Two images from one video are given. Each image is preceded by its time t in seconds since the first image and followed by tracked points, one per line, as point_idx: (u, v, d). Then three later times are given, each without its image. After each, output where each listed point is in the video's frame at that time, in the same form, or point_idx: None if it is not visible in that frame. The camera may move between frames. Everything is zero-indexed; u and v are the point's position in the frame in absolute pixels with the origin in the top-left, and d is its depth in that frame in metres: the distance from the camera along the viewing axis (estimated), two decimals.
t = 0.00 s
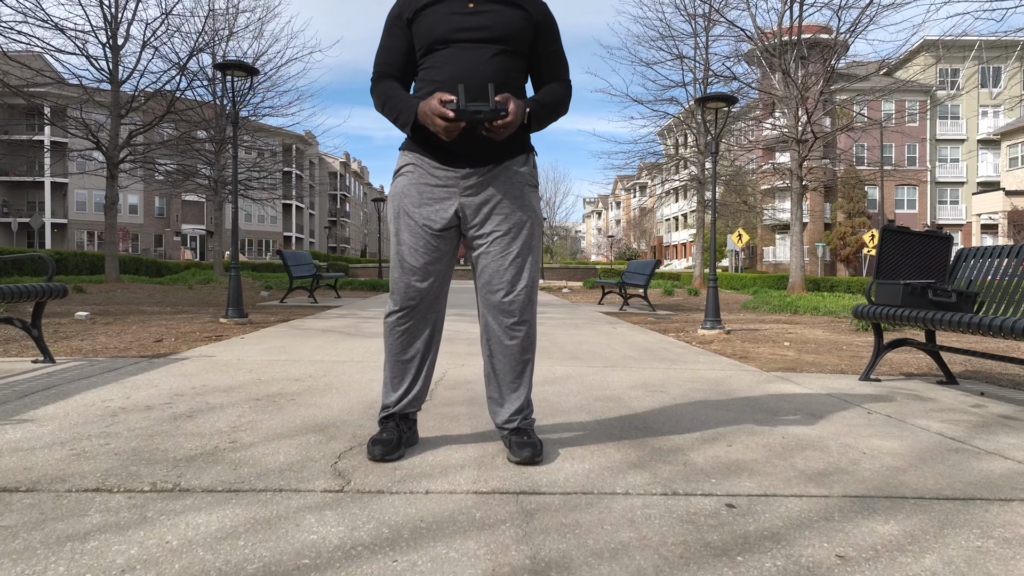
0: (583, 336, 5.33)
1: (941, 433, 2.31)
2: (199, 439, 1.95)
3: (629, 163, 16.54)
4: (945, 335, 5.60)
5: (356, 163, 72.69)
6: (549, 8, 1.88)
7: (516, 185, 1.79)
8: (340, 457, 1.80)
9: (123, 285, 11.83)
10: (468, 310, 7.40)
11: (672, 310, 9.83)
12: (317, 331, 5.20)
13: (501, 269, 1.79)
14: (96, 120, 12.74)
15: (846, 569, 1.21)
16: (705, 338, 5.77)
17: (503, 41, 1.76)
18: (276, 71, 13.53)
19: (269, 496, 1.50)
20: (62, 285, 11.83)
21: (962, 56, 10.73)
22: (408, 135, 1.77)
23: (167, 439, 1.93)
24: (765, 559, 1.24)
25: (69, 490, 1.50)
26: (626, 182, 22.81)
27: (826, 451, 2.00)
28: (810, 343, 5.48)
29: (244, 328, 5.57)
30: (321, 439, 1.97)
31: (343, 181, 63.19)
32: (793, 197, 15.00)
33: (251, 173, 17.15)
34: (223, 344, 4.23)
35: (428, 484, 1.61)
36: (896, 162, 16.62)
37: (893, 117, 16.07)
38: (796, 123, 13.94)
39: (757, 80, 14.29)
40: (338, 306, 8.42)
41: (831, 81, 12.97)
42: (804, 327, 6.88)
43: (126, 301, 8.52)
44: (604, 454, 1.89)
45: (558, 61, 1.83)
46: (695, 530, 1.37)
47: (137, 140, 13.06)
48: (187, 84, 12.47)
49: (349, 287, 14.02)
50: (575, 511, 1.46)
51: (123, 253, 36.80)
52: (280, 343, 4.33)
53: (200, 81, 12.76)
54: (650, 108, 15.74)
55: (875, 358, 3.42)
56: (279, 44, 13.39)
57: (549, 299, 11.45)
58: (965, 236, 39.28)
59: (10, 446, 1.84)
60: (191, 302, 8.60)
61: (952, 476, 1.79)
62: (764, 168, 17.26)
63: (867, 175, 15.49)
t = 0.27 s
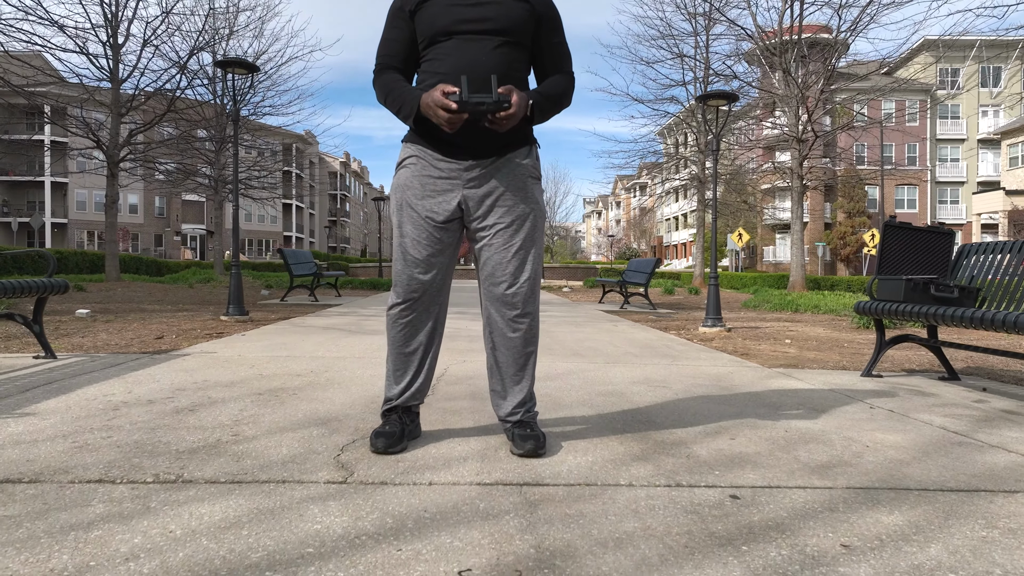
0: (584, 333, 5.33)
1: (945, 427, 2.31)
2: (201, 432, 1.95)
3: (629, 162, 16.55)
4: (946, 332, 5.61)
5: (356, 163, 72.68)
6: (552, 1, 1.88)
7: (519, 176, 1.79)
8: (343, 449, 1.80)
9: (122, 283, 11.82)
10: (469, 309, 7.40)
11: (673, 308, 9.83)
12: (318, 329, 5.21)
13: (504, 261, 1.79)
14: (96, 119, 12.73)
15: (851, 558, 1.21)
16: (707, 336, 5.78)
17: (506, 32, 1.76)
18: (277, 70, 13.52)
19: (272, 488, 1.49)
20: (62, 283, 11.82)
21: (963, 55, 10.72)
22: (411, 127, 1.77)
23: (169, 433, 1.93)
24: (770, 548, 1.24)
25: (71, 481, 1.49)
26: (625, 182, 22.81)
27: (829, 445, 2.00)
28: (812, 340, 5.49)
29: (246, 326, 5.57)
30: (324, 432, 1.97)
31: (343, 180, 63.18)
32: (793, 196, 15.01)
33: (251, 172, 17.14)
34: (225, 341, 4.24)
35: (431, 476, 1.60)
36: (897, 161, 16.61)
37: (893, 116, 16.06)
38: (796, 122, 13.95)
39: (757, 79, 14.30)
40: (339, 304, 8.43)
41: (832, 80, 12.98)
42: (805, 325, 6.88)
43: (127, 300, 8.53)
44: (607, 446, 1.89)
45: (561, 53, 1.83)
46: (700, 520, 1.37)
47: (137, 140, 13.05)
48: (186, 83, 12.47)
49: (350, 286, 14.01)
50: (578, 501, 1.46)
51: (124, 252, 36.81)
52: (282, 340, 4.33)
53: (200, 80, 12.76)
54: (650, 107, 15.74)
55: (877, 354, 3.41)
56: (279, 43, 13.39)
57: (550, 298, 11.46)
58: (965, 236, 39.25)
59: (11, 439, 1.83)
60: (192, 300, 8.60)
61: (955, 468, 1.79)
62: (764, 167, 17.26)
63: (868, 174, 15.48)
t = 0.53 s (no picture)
0: (585, 331, 5.34)
1: (947, 423, 2.31)
2: (202, 427, 1.95)
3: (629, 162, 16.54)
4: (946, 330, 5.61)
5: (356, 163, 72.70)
6: None
7: (520, 171, 1.79)
8: (344, 444, 1.79)
9: (122, 283, 11.82)
10: (469, 307, 7.40)
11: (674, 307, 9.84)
12: (319, 327, 5.21)
13: (505, 256, 1.79)
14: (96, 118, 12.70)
15: (855, 551, 1.20)
16: (708, 334, 5.78)
17: (508, 27, 1.76)
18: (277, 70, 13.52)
19: (274, 482, 1.49)
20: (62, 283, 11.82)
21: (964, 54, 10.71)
22: (413, 122, 1.77)
23: (170, 428, 1.93)
24: (774, 541, 1.24)
25: (73, 475, 1.49)
26: (626, 182, 22.80)
27: (831, 440, 2.00)
28: (812, 338, 5.49)
29: (247, 324, 5.57)
30: (325, 428, 1.97)
31: (343, 180, 63.19)
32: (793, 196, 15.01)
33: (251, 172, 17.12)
34: (226, 339, 4.24)
35: (433, 470, 1.60)
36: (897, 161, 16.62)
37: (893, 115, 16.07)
38: (796, 122, 13.96)
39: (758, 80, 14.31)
40: (339, 303, 8.44)
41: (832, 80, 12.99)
42: (806, 324, 6.88)
43: (128, 299, 8.53)
44: (609, 442, 1.88)
45: (562, 48, 1.83)
46: (703, 513, 1.36)
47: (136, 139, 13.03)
48: (186, 82, 12.46)
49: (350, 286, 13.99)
50: (581, 495, 1.45)
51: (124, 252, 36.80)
52: (283, 338, 4.33)
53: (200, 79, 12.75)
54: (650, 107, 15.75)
55: (878, 352, 3.41)
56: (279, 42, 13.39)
57: (551, 297, 11.45)
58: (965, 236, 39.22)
59: (12, 434, 1.83)
60: (193, 299, 8.61)
61: (958, 463, 1.79)
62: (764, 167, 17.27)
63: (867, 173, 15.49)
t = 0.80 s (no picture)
0: (585, 330, 5.34)
1: (948, 419, 2.31)
2: (204, 424, 1.94)
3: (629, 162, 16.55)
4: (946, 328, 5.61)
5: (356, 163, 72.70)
6: None
7: (522, 167, 1.79)
8: (346, 440, 1.79)
9: (123, 282, 11.81)
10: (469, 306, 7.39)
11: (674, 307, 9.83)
12: (319, 326, 5.20)
13: (507, 252, 1.79)
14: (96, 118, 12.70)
15: (857, 545, 1.20)
16: (708, 333, 5.78)
17: (509, 23, 1.76)
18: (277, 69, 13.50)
19: (276, 477, 1.49)
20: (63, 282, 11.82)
21: (964, 53, 10.69)
22: (415, 118, 1.77)
23: (172, 424, 1.93)
24: (777, 535, 1.24)
25: (76, 470, 1.49)
26: (626, 182, 22.81)
27: (833, 436, 1.99)
28: (813, 337, 5.49)
29: (247, 323, 5.57)
30: (327, 424, 1.97)
31: (343, 180, 63.19)
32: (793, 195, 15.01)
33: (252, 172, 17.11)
34: (227, 337, 4.24)
35: (435, 466, 1.60)
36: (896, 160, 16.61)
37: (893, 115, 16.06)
38: (796, 122, 13.95)
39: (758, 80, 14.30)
40: (340, 302, 8.44)
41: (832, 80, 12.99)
42: (806, 323, 6.88)
43: (128, 298, 8.53)
44: (611, 438, 1.88)
45: (564, 44, 1.83)
46: (706, 508, 1.36)
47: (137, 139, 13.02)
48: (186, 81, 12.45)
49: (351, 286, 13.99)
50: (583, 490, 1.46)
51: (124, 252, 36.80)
52: (284, 337, 4.33)
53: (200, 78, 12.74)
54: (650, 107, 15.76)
55: (879, 350, 3.41)
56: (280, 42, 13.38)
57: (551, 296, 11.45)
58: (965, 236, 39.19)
59: (14, 430, 1.83)
60: (193, 298, 8.61)
61: (960, 459, 1.79)
62: (764, 166, 17.28)
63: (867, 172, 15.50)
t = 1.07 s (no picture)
0: (586, 329, 5.34)
1: (949, 418, 2.31)
2: (204, 422, 1.94)
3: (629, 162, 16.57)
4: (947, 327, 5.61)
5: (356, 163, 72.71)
6: None
7: (523, 165, 1.79)
8: (347, 438, 1.79)
9: (122, 282, 11.79)
10: (469, 306, 7.38)
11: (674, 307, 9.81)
12: (320, 325, 5.20)
13: (507, 250, 1.79)
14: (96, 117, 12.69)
15: (859, 541, 1.20)
16: (709, 332, 5.78)
17: (510, 21, 1.76)
18: (277, 69, 13.49)
19: (277, 474, 1.49)
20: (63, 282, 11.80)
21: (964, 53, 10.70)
22: (416, 115, 1.76)
23: (172, 422, 1.93)
24: (778, 533, 1.23)
25: (76, 468, 1.49)
26: (626, 182, 22.81)
27: (835, 435, 1.99)
28: (813, 336, 5.49)
29: (247, 322, 5.57)
30: (327, 422, 1.97)
31: (343, 180, 63.18)
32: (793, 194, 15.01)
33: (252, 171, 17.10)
34: (228, 336, 4.24)
35: (436, 464, 1.60)
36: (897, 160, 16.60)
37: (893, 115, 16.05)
38: (796, 121, 13.95)
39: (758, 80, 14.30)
40: (340, 301, 8.44)
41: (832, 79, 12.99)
42: (806, 322, 6.88)
43: (128, 297, 8.53)
44: (612, 436, 1.88)
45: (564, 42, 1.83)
46: (707, 506, 1.36)
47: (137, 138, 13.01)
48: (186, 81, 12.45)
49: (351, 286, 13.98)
50: (584, 488, 1.45)
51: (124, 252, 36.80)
52: (285, 336, 4.33)
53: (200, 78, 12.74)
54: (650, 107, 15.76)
55: (880, 349, 3.40)
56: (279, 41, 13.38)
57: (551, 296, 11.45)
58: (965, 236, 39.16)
59: (14, 428, 1.83)
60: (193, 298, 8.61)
61: (961, 457, 1.79)
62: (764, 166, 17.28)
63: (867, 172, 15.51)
